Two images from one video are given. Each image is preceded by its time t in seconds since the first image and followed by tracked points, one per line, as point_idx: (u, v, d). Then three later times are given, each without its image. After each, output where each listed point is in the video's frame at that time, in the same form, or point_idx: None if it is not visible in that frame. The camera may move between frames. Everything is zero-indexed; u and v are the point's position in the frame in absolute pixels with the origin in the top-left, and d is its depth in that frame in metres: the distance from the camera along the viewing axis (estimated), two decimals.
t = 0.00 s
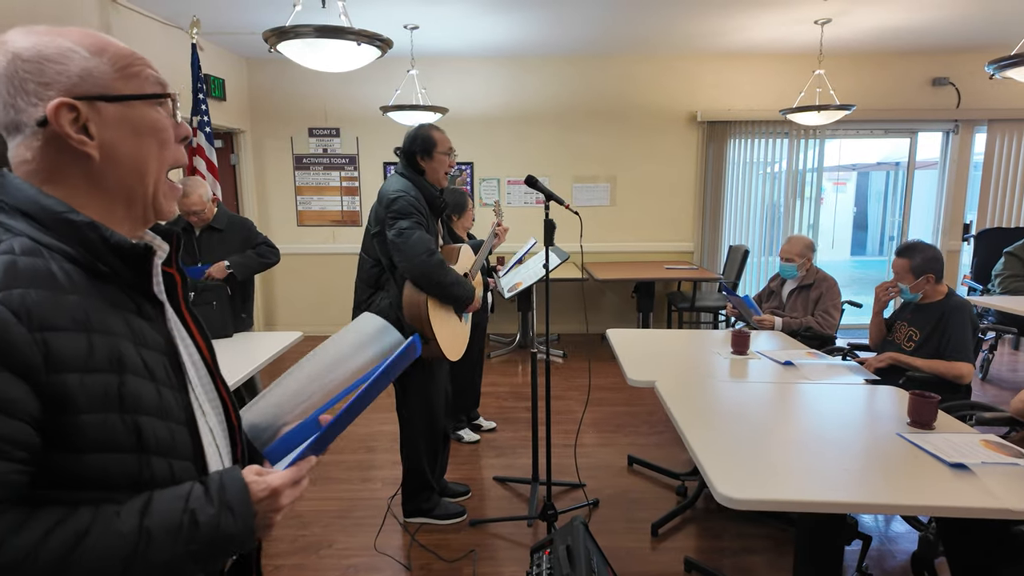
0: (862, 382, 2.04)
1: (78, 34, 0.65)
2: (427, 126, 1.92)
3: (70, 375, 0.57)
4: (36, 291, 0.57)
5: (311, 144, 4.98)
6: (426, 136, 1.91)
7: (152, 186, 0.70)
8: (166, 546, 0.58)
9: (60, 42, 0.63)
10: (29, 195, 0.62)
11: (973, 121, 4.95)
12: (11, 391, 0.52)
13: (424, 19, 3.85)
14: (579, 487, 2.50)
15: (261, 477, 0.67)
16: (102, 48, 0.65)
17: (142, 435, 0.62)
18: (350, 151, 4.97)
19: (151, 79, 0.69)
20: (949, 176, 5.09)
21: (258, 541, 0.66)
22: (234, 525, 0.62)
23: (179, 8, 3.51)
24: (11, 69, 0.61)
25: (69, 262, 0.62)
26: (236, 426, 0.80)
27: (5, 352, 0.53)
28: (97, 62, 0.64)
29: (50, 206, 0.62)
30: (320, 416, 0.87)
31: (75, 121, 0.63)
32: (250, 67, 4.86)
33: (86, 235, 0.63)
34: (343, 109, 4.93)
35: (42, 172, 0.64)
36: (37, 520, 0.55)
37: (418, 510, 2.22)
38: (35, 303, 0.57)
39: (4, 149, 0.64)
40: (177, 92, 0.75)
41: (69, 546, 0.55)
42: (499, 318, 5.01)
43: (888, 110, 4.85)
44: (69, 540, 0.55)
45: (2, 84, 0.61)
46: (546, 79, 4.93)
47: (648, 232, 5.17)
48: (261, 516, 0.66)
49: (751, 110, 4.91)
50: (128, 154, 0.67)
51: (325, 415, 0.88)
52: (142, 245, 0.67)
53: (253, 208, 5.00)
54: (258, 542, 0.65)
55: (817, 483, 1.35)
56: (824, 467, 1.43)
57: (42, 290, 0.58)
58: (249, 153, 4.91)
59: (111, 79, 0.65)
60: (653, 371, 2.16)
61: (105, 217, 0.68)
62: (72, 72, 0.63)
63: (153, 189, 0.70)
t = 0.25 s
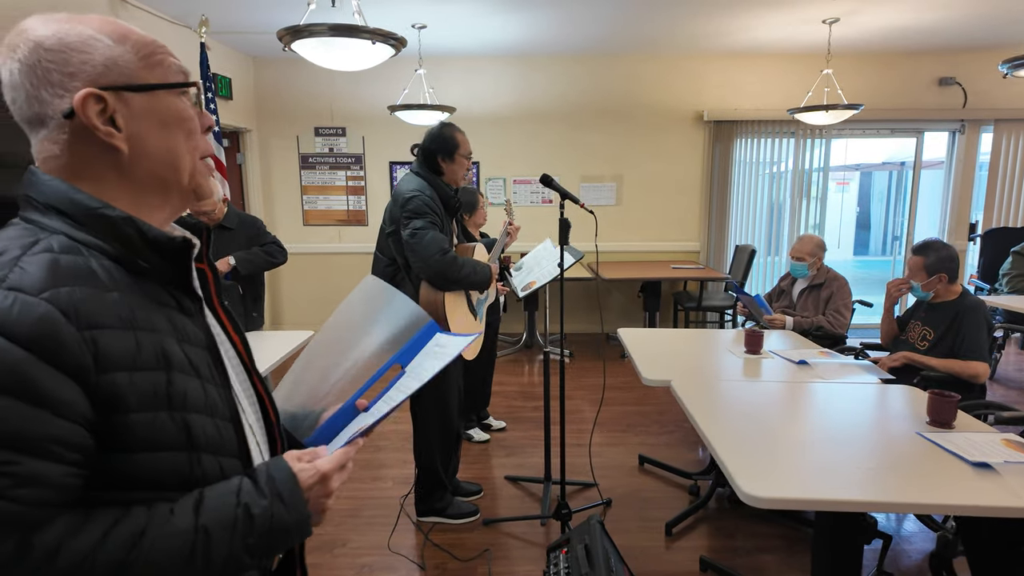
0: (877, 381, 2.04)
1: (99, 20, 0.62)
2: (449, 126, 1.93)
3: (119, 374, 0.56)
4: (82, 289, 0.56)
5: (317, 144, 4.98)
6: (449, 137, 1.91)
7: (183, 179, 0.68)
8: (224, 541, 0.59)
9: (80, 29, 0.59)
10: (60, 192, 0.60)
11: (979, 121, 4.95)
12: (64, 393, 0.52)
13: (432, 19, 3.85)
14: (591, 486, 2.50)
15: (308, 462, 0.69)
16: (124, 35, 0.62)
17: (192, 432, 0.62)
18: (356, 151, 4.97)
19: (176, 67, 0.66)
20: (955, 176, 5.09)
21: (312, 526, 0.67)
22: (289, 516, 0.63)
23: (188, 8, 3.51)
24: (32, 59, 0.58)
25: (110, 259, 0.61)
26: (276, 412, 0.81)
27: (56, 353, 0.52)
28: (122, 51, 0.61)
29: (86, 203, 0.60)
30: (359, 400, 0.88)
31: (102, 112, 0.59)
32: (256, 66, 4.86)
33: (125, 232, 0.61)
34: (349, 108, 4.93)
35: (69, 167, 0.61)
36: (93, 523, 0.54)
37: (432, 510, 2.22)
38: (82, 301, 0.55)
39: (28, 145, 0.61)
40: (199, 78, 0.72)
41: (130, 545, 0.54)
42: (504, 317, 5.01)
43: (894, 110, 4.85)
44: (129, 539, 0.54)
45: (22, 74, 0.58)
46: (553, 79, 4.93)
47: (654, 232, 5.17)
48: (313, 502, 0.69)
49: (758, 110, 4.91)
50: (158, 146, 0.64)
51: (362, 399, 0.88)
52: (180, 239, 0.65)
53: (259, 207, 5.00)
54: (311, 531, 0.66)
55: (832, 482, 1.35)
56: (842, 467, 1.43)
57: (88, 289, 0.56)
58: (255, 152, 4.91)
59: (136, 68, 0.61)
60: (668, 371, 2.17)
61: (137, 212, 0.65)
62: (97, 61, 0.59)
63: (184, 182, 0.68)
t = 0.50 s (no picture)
0: (886, 379, 2.04)
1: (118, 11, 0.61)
2: (467, 130, 1.93)
3: (157, 377, 0.56)
4: (120, 289, 0.55)
5: (320, 143, 4.97)
6: (466, 139, 1.92)
7: (210, 174, 0.67)
8: (264, 546, 0.59)
9: (102, 21, 0.58)
10: (89, 189, 0.59)
11: (983, 120, 4.95)
12: (107, 395, 0.51)
13: (437, 18, 3.85)
14: (598, 485, 2.50)
15: (334, 462, 0.71)
16: (145, 26, 0.61)
17: (227, 435, 0.62)
18: (359, 150, 4.96)
19: (197, 57, 0.65)
20: (958, 175, 5.09)
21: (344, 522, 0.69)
22: (325, 518, 0.64)
23: (193, 6, 3.51)
24: (54, 54, 0.57)
25: (142, 258, 0.60)
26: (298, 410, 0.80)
27: (98, 355, 0.51)
28: (145, 42, 0.60)
29: (116, 201, 0.59)
30: (378, 405, 0.84)
31: (129, 107, 0.59)
32: (259, 66, 4.86)
33: (156, 229, 0.61)
34: (352, 108, 4.92)
35: (95, 166, 0.60)
36: (135, 529, 0.54)
37: (440, 508, 2.22)
38: (121, 301, 0.55)
39: (53, 143, 0.60)
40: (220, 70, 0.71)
41: (172, 552, 0.54)
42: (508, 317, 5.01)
43: (897, 109, 4.85)
44: (170, 546, 0.54)
45: (46, 71, 0.57)
46: (557, 78, 4.92)
47: (657, 231, 5.17)
48: (342, 500, 0.71)
49: (761, 109, 4.91)
50: (184, 140, 0.63)
51: (381, 404, 0.84)
52: (212, 237, 0.65)
53: (263, 207, 4.99)
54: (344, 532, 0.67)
55: (846, 481, 1.35)
56: (853, 464, 1.44)
57: (125, 290, 0.56)
58: (258, 152, 4.91)
59: (159, 60, 0.61)
60: (676, 369, 2.17)
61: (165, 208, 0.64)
62: (120, 53, 0.58)
63: (210, 177, 0.67)
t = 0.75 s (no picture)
0: (883, 377, 2.05)
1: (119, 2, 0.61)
2: (470, 132, 1.97)
3: (170, 378, 0.56)
4: (133, 290, 0.55)
5: (316, 143, 4.96)
6: (469, 141, 1.95)
7: (218, 169, 0.68)
8: (279, 547, 0.59)
9: (104, 13, 0.58)
10: (96, 186, 0.59)
11: (975, 120, 4.99)
12: (121, 396, 0.51)
13: (433, 18, 3.85)
14: (597, 483, 2.51)
15: (345, 458, 0.70)
16: (148, 17, 0.61)
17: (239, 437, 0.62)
18: (355, 150, 4.96)
19: (201, 48, 0.65)
20: (951, 175, 5.13)
21: (358, 520, 0.68)
22: (339, 517, 0.64)
23: (189, 5, 3.51)
24: (57, 49, 0.56)
25: (151, 258, 0.60)
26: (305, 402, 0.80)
27: (112, 357, 0.51)
28: (149, 34, 0.60)
29: (124, 198, 0.59)
30: (387, 403, 0.84)
31: (136, 101, 0.59)
32: (255, 65, 4.85)
33: (165, 226, 0.61)
34: (349, 107, 4.92)
35: (102, 163, 0.60)
36: (150, 533, 0.54)
37: (439, 507, 2.22)
38: (133, 302, 0.55)
39: (58, 140, 0.60)
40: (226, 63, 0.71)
41: (189, 556, 0.54)
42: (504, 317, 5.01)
43: (891, 109, 4.89)
44: (186, 550, 0.54)
45: (49, 65, 0.57)
46: (553, 78, 4.93)
47: (653, 231, 5.19)
48: (355, 498, 0.70)
49: (757, 109, 4.93)
50: (192, 134, 0.63)
51: (390, 402, 0.85)
52: (222, 236, 0.66)
53: (259, 206, 4.98)
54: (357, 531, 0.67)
55: (844, 477, 1.36)
56: (849, 459, 1.45)
57: (137, 290, 0.56)
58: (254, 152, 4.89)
59: (165, 52, 0.61)
60: (675, 367, 2.18)
61: (174, 205, 0.64)
62: (125, 45, 0.58)
63: (219, 172, 0.68)
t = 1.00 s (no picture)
0: (876, 377, 2.08)
1: (137, 9, 0.62)
2: (468, 134, 1.99)
3: (188, 393, 0.57)
4: (150, 304, 0.56)
5: (312, 144, 4.96)
6: (467, 143, 1.98)
7: (234, 177, 0.69)
8: (295, 561, 0.60)
9: (123, 21, 0.59)
10: (111, 196, 0.60)
11: (966, 122, 5.04)
12: (139, 411, 0.52)
13: (429, 20, 3.86)
14: (594, 483, 2.53)
15: (358, 472, 0.73)
16: (166, 25, 0.62)
17: (254, 451, 0.63)
18: (351, 151, 4.96)
19: (219, 56, 0.67)
20: (942, 176, 5.18)
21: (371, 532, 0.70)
22: (353, 531, 0.65)
23: (186, 7, 3.51)
24: (77, 57, 0.57)
25: (167, 268, 0.61)
26: (311, 416, 0.80)
27: (131, 371, 0.52)
28: (168, 43, 0.61)
29: (140, 207, 0.60)
30: (395, 412, 0.87)
31: (155, 110, 0.60)
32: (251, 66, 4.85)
33: (181, 237, 0.62)
34: (345, 109, 4.92)
35: (119, 171, 0.61)
36: (168, 546, 0.54)
37: (437, 508, 2.24)
38: (152, 316, 0.56)
39: (76, 147, 0.61)
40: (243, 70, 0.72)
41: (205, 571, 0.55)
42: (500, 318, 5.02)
43: (883, 111, 4.94)
44: (202, 563, 0.55)
45: (68, 73, 0.58)
46: (549, 79, 4.95)
47: (648, 232, 5.21)
48: (368, 510, 0.72)
49: (751, 111, 4.97)
50: (210, 142, 0.65)
51: (398, 410, 0.87)
52: (239, 248, 0.68)
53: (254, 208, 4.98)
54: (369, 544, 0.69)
55: (838, 476, 1.38)
56: (843, 459, 1.48)
57: (154, 304, 0.57)
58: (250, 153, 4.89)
59: (183, 61, 0.62)
60: (671, 368, 2.20)
61: (188, 214, 0.65)
62: (144, 54, 0.59)
63: (235, 181, 0.69)
